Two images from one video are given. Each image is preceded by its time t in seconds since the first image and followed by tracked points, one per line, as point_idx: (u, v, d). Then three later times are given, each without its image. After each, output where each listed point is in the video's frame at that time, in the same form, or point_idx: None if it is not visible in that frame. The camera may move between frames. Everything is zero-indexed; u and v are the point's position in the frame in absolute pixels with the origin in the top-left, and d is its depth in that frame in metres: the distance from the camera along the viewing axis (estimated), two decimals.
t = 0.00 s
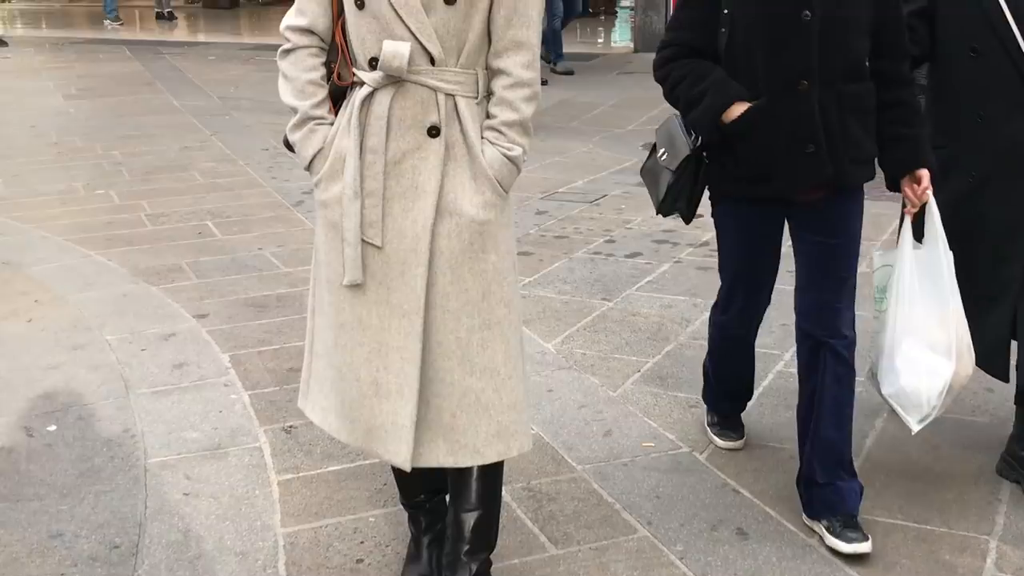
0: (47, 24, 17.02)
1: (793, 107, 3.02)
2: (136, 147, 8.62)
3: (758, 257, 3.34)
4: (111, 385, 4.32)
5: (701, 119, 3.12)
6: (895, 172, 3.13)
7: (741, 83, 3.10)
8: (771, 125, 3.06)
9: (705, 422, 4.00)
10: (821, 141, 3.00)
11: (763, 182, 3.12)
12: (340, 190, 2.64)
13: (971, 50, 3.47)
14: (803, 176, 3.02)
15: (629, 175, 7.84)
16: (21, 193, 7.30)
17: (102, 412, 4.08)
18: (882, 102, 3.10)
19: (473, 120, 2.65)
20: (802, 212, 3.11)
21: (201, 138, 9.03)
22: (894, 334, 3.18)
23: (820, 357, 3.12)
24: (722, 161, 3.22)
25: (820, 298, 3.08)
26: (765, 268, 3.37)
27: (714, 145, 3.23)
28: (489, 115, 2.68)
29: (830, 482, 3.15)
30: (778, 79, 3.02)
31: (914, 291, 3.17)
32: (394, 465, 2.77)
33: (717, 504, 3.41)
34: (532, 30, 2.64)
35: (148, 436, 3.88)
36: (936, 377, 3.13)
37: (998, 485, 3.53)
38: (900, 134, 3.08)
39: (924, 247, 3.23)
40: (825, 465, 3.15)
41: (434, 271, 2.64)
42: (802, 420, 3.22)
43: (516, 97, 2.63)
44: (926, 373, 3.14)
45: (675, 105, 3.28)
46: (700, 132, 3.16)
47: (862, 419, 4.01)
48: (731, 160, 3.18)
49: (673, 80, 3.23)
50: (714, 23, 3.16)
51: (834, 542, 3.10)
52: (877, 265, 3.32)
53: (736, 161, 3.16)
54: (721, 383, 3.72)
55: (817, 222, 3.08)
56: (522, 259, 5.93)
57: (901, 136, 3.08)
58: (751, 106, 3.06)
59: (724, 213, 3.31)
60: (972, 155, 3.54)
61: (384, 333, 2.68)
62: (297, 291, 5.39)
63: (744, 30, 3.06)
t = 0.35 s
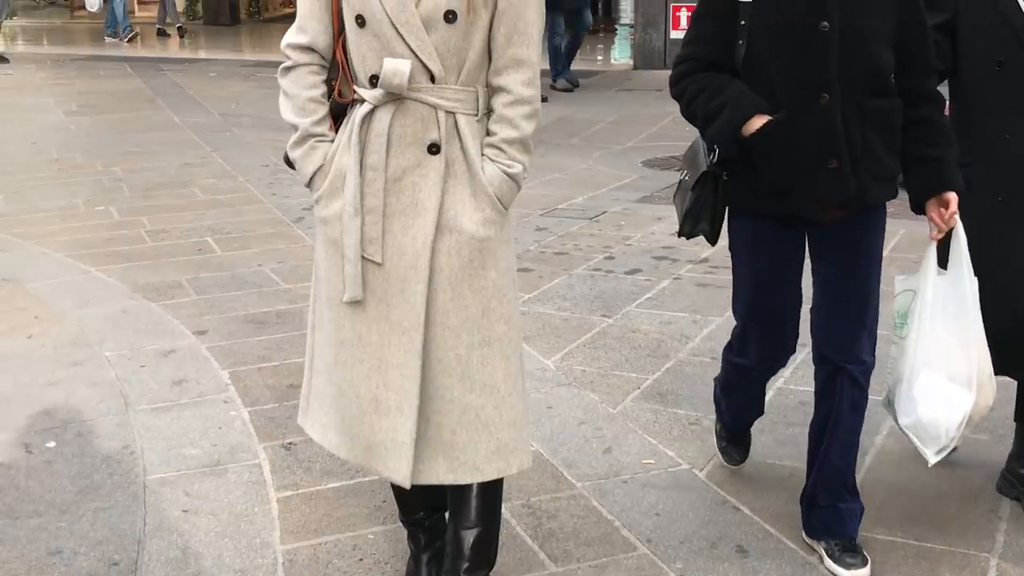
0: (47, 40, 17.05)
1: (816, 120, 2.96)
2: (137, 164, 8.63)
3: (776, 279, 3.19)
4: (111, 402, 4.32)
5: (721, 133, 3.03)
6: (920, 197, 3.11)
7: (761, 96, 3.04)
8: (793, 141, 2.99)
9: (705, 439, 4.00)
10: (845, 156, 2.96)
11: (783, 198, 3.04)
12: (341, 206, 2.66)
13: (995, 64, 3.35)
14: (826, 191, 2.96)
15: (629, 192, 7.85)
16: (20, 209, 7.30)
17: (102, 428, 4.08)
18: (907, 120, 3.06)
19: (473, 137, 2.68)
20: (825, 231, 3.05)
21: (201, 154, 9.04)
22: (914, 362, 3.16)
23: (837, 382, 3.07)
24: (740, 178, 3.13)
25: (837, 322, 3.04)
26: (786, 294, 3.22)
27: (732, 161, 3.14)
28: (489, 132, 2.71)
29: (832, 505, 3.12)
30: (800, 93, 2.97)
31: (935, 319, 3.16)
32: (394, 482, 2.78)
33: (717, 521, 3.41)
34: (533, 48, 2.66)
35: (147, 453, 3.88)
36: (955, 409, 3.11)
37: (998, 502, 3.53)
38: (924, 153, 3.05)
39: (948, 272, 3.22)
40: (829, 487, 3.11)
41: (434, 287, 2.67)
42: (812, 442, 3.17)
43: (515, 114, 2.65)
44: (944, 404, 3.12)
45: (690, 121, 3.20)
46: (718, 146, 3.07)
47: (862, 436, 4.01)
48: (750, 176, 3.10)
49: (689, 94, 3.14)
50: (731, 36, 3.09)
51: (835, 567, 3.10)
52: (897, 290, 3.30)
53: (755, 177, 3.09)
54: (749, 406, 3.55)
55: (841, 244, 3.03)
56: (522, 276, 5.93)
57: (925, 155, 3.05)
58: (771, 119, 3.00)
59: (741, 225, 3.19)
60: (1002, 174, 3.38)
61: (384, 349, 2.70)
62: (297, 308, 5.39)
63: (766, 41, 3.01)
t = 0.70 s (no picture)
0: (48, 58, 17.09)
1: (831, 135, 2.82)
2: (137, 181, 8.64)
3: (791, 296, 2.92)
4: (110, 419, 4.31)
5: (733, 149, 2.87)
6: (942, 219, 2.96)
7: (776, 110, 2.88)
8: (809, 157, 2.84)
9: (705, 456, 3.99)
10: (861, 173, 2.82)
11: (799, 217, 2.88)
12: (341, 223, 2.67)
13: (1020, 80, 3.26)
14: (844, 209, 2.82)
15: (628, 209, 7.86)
16: (20, 226, 7.30)
17: (100, 446, 4.07)
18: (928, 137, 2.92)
19: (473, 154, 2.69)
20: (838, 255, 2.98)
21: (201, 171, 9.05)
22: (932, 388, 2.98)
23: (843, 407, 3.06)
24: (755, 196, 2.95)
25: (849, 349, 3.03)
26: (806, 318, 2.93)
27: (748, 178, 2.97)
28: (489, 150, 2.72)
29: (829, 522, 3.11)
30: (815, 107, 2.82)
31: (956, 344, 2.98)
32: (393, 500, 2.78)
33: (716, 539, 3.40)
34: (532, 65, 2.68)
35: (145, 470, 3.87)
36: (974, 438, 2.93)
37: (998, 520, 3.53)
38: (946, 171, 2.90)
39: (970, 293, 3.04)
40: (829, 506, 3.10)
41: (434, 305, 2.68)
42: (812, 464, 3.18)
43: (515, 132, 2.67)
44: (963, 433, 2.94)
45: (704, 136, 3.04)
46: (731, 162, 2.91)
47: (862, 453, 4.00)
48: (766, 193, 2.93)
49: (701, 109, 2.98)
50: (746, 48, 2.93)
51: None
52: (916, 312, 3.10)
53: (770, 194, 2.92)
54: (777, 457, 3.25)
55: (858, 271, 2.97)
56: (521, 293, 5.94)
57: (946, 174, 2.90)
58: (785, 134, 2.85)
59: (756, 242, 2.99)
60: None
61: (383, 367, 2.71)
62: (296, 324, 5.39)
63: (780, 53, 2.85)
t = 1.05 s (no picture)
0: (48, 74, 17.12)
1: (847, 156, 2.72)
2: (137, 197, 8.65)
3: (810, 310, 2.76)
4: (109, 436, 4.30)
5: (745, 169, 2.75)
6: (959, 242, 2.89)
7: (789, 129, 2.76)
8: (826, 177, 2.72)
9: (706, 474, 3.99)
10: (876, 195, 2.73)
11: (815, 241, 2.75)
12: (341, 240, 2.68)
13: None
14: (861, 232, 2.72)
15: (627, 225, 7.87)
16: (20, 243, 7.30)
17: (99, 462, 4.07)
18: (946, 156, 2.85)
19: (473, 170, 2.71)
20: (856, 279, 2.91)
21: (201, 188, 9.06)
22: (949, 417, 2.86)
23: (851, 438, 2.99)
24: (768, 218, 2.83)
25: (860, 374, 2.96)
26: (826, 333, 2.75)
27: (758, 198, 2.85)
28: (489, 167, 2.74)
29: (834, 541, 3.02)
30: (830, 126, 2.72)
31: (975, 372, 2.87)
32: (393, 517, 2.78)
33: (716, 556, 3.40)
34: (532, 82, 2.70)
35: (145, 487, 3.86)
36: (994, 470, 2.82)
37: (998, 537, 3.53)
38: (965, 193, 2.84)
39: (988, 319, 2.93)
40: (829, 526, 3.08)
41: (434, 321, 2.69)
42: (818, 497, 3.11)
43: (515, 149, 2.69)
44: (983, 464, 2.83)
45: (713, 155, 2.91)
46: (741, 182, 2.79)
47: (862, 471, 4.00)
48: (778, 214, 2.81)
49: (711, 127, 2.85)
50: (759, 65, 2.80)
51: None
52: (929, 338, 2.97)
53: (784, 216, 2.80)
54: (798, 542, 2.92)
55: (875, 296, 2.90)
56: (520, 309, 5.94)
57: (965, 195, 2.84)
58: (797, 153, 2.72)
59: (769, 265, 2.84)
60: None
61: (383, 384, 2.72)
62: (296, 341, 5.40)
63: (796, 70, 2.73)
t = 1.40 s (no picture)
0: (48, 94, 17.15)
1: (870, 196, 2.64)
2: (136, 217, 8.66)
3: (839, 358, 2.69)
4: (106, 456, 4.29)
5: (761, 208, 2.67)
6: (985, 282, 2.77)
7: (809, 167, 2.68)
8: (846, 215, 2.64)
9: (706, 495, 3.99)
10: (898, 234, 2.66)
11: (834, 281, 2.67)
12: (341, 260, 2.68)
13: None
14: (882, 272, 2.64)
15: (625, 246, 7.88)
16: (18, 262, 7.30)
17: (97, 482, 4.06)
18: (969, 195, 2.76)
19: (473, 191, 2.71)
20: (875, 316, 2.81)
21: (200, 207, 9.07)
22: (974, 465, 2.85)
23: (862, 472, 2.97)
24: (786, 257, 2.75)
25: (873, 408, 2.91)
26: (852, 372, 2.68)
27: (776, 237, 2.77)
28: (488, 188, 2.75)
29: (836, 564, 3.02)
30: (851, 163, 2.64)
31: (1000, 419, 2.84)
32: (391, 538, 2.78)
33: None
34: (532, 104, 2.72)
35: (143, 507, 3.85)
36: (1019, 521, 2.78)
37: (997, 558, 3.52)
38: (989, 232, 2.74)
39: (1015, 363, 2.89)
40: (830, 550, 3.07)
41: (434, 341, 2.69)
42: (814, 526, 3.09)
43: (515, 170, 2.70)
44: (1007, 515, 2.79)
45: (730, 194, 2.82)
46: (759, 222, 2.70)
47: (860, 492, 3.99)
48: (799, 254, 2.72)
49: (729, 164, 2.77)
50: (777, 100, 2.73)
51: None
52: (957, 385, 2.97)
53: (804, 255, 2.71)
54: None
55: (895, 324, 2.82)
56: (519, 329, 5.94)
57: (989, 234, 2.74)
58: (817, 191, 2.63)
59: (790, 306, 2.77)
60: None
61: (382, 405, 2.72)
62: (294, 361, 5.39)
63: (816, 107, 2.65)
